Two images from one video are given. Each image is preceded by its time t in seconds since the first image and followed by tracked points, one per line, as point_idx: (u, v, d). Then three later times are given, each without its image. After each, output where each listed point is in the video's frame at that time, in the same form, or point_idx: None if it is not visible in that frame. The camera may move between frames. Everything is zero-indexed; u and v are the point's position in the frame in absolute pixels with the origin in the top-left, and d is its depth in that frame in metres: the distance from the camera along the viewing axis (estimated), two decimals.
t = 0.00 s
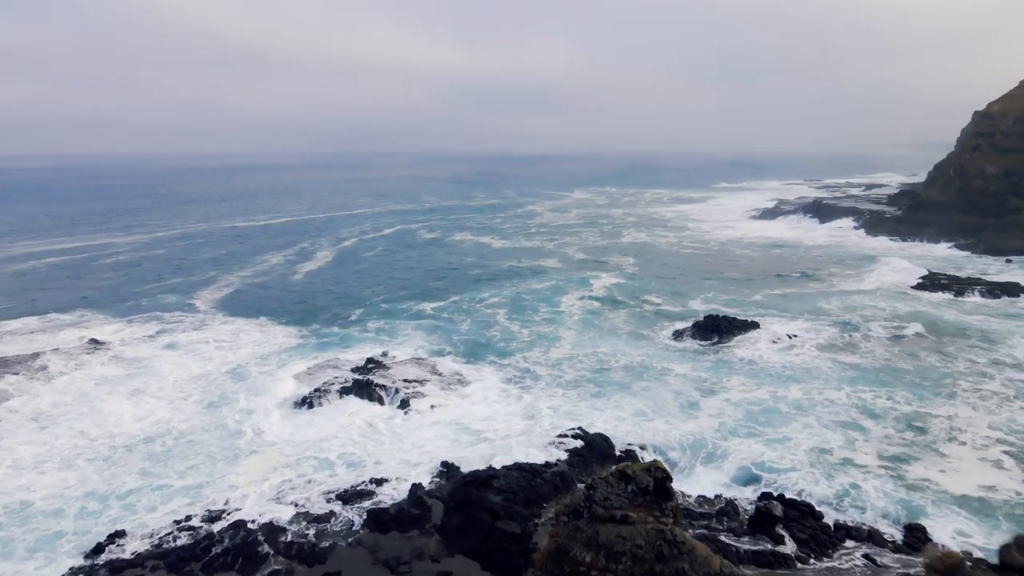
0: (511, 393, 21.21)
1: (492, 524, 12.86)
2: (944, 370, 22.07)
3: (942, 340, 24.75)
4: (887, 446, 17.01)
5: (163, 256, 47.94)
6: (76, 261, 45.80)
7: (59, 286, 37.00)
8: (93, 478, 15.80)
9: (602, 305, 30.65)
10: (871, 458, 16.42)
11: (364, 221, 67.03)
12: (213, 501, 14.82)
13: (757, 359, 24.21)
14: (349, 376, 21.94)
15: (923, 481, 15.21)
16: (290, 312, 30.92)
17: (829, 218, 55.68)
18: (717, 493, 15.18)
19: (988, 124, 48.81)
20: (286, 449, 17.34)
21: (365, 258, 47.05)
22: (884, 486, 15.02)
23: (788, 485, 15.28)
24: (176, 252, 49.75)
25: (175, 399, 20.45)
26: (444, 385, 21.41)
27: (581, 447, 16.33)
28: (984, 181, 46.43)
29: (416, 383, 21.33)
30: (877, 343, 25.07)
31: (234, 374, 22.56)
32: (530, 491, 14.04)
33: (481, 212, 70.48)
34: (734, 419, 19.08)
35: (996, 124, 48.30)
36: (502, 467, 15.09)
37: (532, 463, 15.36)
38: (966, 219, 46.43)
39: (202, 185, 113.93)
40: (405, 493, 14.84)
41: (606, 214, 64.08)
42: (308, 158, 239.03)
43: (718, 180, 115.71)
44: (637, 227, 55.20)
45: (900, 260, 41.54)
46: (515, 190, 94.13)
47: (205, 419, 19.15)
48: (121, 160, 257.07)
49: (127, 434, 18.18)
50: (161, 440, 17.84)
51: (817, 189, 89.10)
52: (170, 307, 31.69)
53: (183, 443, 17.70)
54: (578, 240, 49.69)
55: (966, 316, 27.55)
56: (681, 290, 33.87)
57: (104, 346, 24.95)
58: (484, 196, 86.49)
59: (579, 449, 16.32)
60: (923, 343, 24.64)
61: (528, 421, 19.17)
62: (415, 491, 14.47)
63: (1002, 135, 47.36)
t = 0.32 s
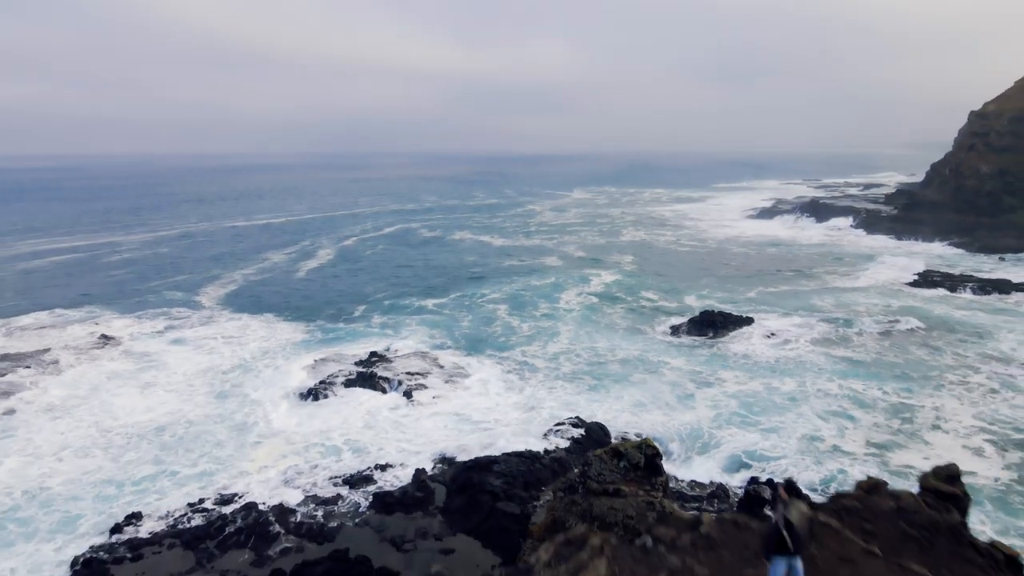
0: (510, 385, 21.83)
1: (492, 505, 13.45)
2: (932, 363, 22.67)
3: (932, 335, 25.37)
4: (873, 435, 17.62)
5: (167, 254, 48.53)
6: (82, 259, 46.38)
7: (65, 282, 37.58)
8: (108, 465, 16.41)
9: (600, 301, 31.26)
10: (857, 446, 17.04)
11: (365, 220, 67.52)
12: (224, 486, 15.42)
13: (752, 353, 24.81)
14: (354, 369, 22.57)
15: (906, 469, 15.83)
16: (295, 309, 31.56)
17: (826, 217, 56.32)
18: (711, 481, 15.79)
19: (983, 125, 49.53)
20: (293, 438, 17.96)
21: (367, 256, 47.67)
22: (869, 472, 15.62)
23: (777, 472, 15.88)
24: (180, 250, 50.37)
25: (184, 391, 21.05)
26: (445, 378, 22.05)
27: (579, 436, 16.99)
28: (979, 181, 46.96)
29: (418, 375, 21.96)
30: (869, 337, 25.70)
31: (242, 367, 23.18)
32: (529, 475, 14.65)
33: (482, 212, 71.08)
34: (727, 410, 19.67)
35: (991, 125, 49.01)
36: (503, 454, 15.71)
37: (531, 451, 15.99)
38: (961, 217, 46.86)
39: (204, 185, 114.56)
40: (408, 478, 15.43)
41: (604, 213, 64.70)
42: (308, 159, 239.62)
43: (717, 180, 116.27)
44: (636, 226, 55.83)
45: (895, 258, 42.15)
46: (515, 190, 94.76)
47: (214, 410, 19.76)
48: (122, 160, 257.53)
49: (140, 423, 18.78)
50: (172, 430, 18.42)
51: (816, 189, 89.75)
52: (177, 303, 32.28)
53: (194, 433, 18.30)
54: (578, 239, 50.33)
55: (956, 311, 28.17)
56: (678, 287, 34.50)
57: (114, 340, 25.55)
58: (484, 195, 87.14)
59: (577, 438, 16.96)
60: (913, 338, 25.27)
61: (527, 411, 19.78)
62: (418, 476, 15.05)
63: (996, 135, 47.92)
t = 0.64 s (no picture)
0: (510, 377, 22.44)
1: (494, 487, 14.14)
2: (921, 357, 23.26)
3: (922, 329, 25.98)
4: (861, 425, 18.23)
5: (171, 252, 49.11)
6: (87, 257, 46.92)
7: (72, 280, 38.13)
8: (122, 452, 16.99)
9: (599, 297, 31.88)
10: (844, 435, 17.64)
11: (367, 220, 68.05)
12: (234, 472, 16.03)
13: (746, 347, 25.42)
14: (358, 362, 23.19)
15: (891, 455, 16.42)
16: (299, 305, 32.16)
17: (822, 215, 56.91)
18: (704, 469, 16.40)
19: (978, 125, 50.22)
20: (300, 427, 18.56)
21: (369, 255, 48.26)
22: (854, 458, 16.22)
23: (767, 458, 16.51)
24: (183, 249, 50.93)
25: (194, 383, 21.62)
26: (447, 370, 22.66)
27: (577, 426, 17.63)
28: (973, 180, 47.48)
29: (421, 368, 22.59)
30: (861, 332, 26.31)
31: (249, 361, 23.78)
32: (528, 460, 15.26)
33: (482, 211, 71.68)
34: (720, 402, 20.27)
35: (985, 125, 49.69)
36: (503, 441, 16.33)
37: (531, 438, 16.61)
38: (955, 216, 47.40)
39: (205, 185, 115.10)
40: (411, 464, 16.04)
41: (603, 212, 65.26)
42: (308, 158, 240.15)
43: (715, 180, 116.77)
44: (635, 225, 56.40)
45: (890, 256, 42.76)
46: (515, 190, 95.39)
47: (223, 400, 20.34)
48: (122, 160, 257.92)
49: (151, 413, 19.35)
50: (183, 420, 19.01)
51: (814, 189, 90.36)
52: (183, 300, 32.85)
53: (204, 422, 18.89)
54: (577, 237, 50.96)
55: (946, 307, 28.77)
56: (675, 284, 35.09)
57: (123, 336, 26.13)
58: (484, 195, 87.75)
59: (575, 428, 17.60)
60: (903, 332, 25.87)
61: (526, 402, 20.40)
62: (422, 461, 15.66)
63: (991, 135, 48.54)
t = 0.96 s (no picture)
0: (509, 369, 23.09)
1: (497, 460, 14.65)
2: (910, 350, 23.89)
3: (912, 324, 26.61)
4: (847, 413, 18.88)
5: (175, 250, 49.74)
6: (93, 254, 47.55)
7: (80, 276, 38.77)
8: (136, 439, 17.64)
9: (597, 293, 32.57)
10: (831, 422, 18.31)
11: (368, 219, 68.66)
12: (244, 458, 16.70)
13: (740, 341, 26.05)
14: (362, 354, 23.86)
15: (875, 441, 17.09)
16: (303, 301, 32.84)
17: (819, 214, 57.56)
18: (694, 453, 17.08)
19: (973, 124, 50.92)
20: (306, 416, 19.22)
21: (370, 252, 48.95)
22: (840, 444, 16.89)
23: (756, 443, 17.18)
24: (188, 246, 51.61)
25: (202, 375, 22.26)
26: (448, 363, 23.32)
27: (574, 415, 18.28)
28: (967, 179, 48.03)
29: (423, 361, 23.26)
30: (853, 326, 26.97)
31: (256, 354, 24.44)
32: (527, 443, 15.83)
33: (483, 211, 72.42)
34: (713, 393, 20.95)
35: (980, 124, 50.40)
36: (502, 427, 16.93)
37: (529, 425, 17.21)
38: (949, 215, 47.99)
39: (206, 185, 115.72)
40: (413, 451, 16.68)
41: (603, 212, 65.93)
42: (308, 158, 240.84)
43: (714, 180, 117.42)
44: (632, 223, 57.09)
45: (884, 253, 43.38)
46: (514, 189, 96.11)
47: (231, 391, 21.02)
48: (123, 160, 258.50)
49: (162, 402, 19.99)
50: (193, 409, 19.65)
51: (812, 189, 91.06)
52: (189, 297, 33.52)
53: (214, 411, 19.53)
54: (576, 236, 51.68)
55: (936, 303, 29.41)
56: (672, 280, 35.77)
57: (133, 331, 26.80)
58: (484, 195, 88.41)
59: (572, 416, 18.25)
60: (894, 327, 26.49)
61: (524, 393, 21.05)
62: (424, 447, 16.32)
63: (986, 134, 49.19)
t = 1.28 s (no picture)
0: (508, 362, 23.69)
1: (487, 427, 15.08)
2: (900, 344, 24.50)
3: (902, 319, 27.22)
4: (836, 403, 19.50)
5: (178, 248, 50.36)
6: (98, 253, 48.15)
7: (86, 274, 39.37)
8: (149, 427, 18.29)
9: (595, 290, 33.19)
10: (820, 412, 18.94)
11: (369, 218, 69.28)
12: (253, 446, 17.35)
13: (735, 336, 26.68)
14: (365, 348, 24.48)
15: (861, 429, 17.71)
16: (307, 298, 33.48)
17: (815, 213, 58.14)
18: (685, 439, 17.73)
19: (967, 125, 51.54)
20: (312, 407, 19.86)
21: (371, 251, 49.54)
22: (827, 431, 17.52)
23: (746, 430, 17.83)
24: (191, 245, 52.24)
25: (211, 367, 22.92)
26: (449, 356, 23.94)
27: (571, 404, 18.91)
28: (961, 179, 48.59)
29: (425, 355, 23.89)
30: (846, 322, 27.59)
31: (263, 348, 25.08)
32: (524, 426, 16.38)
33: (483, 210, 73.00)
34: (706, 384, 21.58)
35: (974, 125, 51.01)
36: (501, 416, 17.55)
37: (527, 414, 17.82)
38: (943, 213, 48.59)
39: (206, 185, 116.23)
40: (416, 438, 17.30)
41: (602, 211, 66.54)
42: (307, 159, 241.32)
43: (712, 180, 117.99)
44: (631, 223, 57.69)
45: (879, 252, 43.98)
46: (514, 189, 96.70)
47: (240, 382, 21.66)
48: (124, 160, 259.08)
49: (173, 393, 20.65)
50: (203, 400, 20.28)
51: (810, 188, 91.62)
52: (195, 293, 34.15)
53: (223, 402, 20.17)
54: (575, 235, 52.28)
55: (927, 299, 30.04)
56: (669, 277, 36.40)
57: (142, 327, 27.44)
58: (484, 194, 89.01)
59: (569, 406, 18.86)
60: (885, 322, 27.12)
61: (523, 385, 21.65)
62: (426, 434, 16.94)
63: (980, 135, 49.79)
